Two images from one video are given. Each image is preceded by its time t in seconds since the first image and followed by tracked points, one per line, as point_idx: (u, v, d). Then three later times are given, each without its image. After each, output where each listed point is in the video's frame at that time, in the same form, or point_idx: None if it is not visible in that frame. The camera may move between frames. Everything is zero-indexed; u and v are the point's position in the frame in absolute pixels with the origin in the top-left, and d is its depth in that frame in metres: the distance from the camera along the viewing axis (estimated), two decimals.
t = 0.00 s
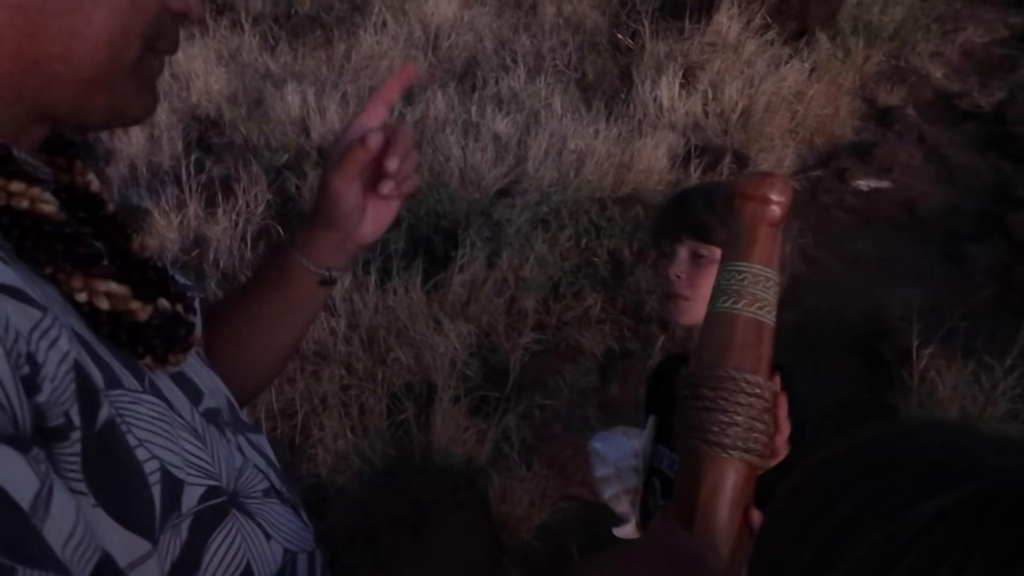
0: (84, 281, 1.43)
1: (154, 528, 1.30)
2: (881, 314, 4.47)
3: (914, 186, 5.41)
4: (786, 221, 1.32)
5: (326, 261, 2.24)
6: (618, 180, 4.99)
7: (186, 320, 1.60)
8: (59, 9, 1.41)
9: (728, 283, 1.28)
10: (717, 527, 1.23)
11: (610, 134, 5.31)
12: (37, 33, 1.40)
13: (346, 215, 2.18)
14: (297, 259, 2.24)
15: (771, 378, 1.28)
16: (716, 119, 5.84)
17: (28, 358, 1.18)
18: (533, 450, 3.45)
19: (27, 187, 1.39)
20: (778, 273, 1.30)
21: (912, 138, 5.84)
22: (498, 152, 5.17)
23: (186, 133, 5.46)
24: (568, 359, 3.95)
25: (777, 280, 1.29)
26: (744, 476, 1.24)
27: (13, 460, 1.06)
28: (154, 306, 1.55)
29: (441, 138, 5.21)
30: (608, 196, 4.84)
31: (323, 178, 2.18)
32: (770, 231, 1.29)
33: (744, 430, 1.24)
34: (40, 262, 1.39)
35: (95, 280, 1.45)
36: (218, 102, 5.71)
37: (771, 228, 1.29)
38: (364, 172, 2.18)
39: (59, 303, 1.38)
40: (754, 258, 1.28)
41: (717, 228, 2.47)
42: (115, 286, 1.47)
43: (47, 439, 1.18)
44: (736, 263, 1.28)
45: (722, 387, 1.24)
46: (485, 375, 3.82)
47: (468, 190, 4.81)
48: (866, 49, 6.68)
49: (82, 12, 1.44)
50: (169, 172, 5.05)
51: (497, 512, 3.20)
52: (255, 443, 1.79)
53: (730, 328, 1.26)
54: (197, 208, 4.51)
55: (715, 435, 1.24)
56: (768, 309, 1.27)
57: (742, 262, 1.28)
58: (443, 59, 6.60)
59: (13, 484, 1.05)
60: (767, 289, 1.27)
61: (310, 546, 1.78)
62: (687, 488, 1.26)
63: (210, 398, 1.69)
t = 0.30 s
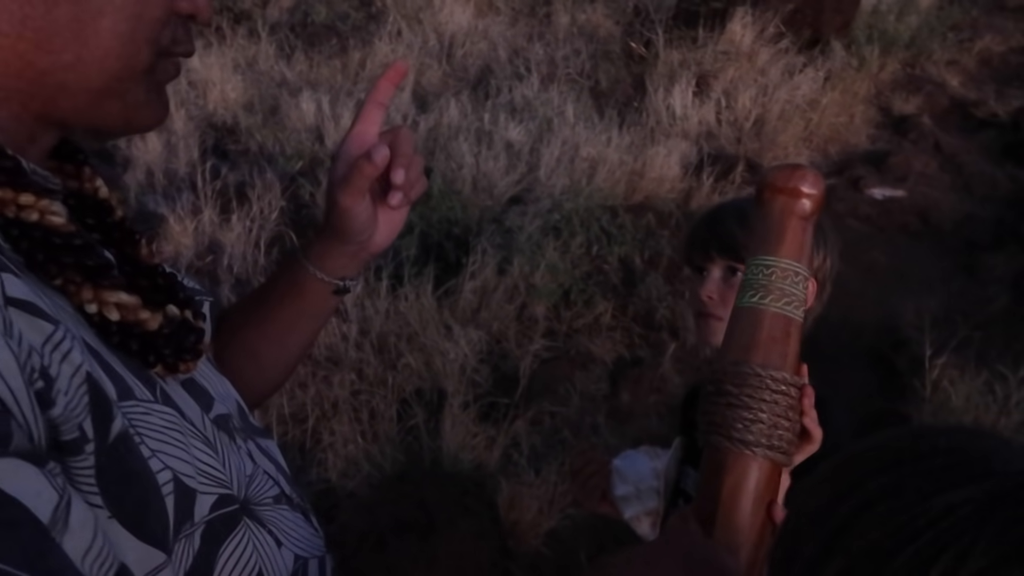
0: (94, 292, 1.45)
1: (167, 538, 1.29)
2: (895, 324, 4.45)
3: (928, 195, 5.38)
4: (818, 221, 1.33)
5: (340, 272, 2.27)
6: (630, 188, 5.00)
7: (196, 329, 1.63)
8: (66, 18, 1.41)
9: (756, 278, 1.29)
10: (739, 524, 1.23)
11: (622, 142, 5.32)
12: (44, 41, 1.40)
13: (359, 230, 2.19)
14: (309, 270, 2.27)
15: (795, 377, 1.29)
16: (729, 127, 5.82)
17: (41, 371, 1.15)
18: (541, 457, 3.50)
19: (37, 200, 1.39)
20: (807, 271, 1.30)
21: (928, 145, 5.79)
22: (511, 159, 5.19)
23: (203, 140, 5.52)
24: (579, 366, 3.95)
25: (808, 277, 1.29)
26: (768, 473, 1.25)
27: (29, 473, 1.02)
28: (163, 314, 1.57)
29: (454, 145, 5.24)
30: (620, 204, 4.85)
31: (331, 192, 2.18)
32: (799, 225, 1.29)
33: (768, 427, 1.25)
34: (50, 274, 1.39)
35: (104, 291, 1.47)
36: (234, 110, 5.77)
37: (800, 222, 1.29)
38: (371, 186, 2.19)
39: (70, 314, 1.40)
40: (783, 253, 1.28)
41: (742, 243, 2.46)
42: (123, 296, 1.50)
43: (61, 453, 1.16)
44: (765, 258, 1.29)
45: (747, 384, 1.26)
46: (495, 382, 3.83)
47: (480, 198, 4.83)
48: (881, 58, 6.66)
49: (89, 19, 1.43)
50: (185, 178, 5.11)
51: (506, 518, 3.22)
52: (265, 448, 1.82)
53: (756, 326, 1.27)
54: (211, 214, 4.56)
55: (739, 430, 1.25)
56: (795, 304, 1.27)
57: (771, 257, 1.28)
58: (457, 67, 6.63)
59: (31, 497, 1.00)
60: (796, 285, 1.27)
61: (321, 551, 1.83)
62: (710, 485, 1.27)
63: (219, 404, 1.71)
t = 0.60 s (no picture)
0: (110, 301, 1.47)
1: (182, 540, 1.31)
2: (908, 334, 4.42)
3: (942, 205, 5.35)
4: (818, 227, 1.36)
5: (340, 273, 2.30)
6: (640, 197, 5.01)
7: (207, 336, 1.66)
8: (86, 36, 1.43)
9: (758, 286, 1.32)
10: (742, 528, 1.28)
11: (633, 151, 5.34)
12: (65, 61, 1.42)
13: (354, 232, 2.22)
14: (314, 274, 2.29)
15: (797, 383, 1.33)
16: (741, 136, 5.81)
17: (62, 377, 1.16)
18: (549, 466, 3.50)
19: (57, 210, 1.39)
20: (807, 277, 1.34)
21: (942, 155, 5.77)
22: (522, 167, 5.21)
23: (217, 147, 5.57)
24: (588, 375, 3.96)
25: (807, 283, 1.32)
26: (769, 479, 1.29)
27: (53, 478, 1.02)
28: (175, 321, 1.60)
29: (465, 153, 5.27)
30: (631, 212, 4.86)
31: (325, 199, 2.22)
32: (800, 232, 1.33)
33: (769, 434, 1.29)
34: (68, 283, 1.41)
35: (120, 299, 1.49)
36: (248, 118, 5.82)
37: (801, 230, 1.33)
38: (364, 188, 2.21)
39: (88, 322, 1.42)
40: (783, 261, 1.32)
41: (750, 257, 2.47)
42: (139, 304, 1.52)
43: (82, 458, 1.16)
44: (765, 266, 1.32)
45: (748, 392, 1.30)
46: (503, 390, 3.84)
47: (491, 206, 4.85)
48: (894, 67, 6.64)
49: (107, 36, 1.46)
50: (199, 185, 5.16)
51: (513, 524, 3.23)
52: (274, 453, 1.83)
53: (757, 334, 1.31)
54: (224, 221, 4.60)
55: (741, 439, 1.29)
56: (795, 311, 1.31)
57: (771, 265, 1.32)
58: (470, 76, 6.66)
59: (53, 501, 1.00)
60: (796, 292, 1.31)
61: (328, 554, 1.84)
62: (714, 491, 1.31)
63: (230, 409, 1.73)
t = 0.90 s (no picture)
0: (110, 302, 1.48)
1: (176, 540, 1.32)
2: (908, 342, 4.42)
3: (942, 215, 5.35)
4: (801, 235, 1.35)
5: (344, 294, 2.30)
6: (640, 205, 5.02)
7: (205, 338, 1.66)
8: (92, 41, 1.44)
9: (740, 296, 1.32)
10: (724, 535, 1.30)
11: (634, 159, 5.35)
12: (73, 66, 1.43)
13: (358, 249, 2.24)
14: (311, 292, 2.30)
15: (778, 393, 1.33)
16: (741, 144, 5.81)
17: (58, 374, 1.17)
18: (545, 473, 3.49)
19: (61, 212, 1.39)
20: (788, 286, 1.33)
21: (942, 165, 5.78)
22: (522, 175, 5.22)
23: (219, 153, 5.60)
24: (587, 382, 3.95)
25: (787, 292, 1.32)
26: (750, 487, 1.29)
27: (45, 476, 1.02)
28: (174, 324, 1.60)
29: (466, 160, 5.28)
30: (630, 220, 4.87)
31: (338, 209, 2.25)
32: (781, 244, 1.33)
33: (751, 443, 1.29)
34: (69, 284, 1.43)
35: (119, 301, 1.50)
36: (250, 124, 5.84)
37: (782, 241, 1.32)
38: (378, 211, 2.25)
39: (87, 324, 1.43)
40: (764, 271, 1.31)
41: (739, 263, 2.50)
42: (138, 307, 1.53)
43: (78, 456, 1.19)
44: (748, 276, 1.32)
45: (729, 402, 1.30)
46: (501, 396, 3.84)
47: (490, 212, 4.86)
48: (895, 77, 6.65)
49: (114, 44, 1.47)
50: (200, 190, 5.18)
51: (509, 532, 3.23)
52: (270, 457, 1.84)
53: (740, 344, 1.31)
54: (225, 226, 4.61)
55: (723, 448, 1.29)
56: (776, 322, 1.31)
57: (753, 275, 1.32)
58: (472, 83, 6.67)
59: (45, 497, 1.01)
60: (778, 303, 1.31)
61: (322, 557, 1.85)
62: (697, 500, 1.32)
63: (226, 413, 1.74)
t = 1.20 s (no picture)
0: (100, 294, 1.47)
1: (157, 531, 1.31)
2: (898, 343, 4.45)
3: (933, 216, 5.37)
4: (761, 243, 1.44)
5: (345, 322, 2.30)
6: (633, 205, 5.03)
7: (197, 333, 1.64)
8: (91, 34, 1.44)
9: (705, 305, 1.39)
10: (699, 537, 1.31)
11: (627, 158, 5.35)
12: (70, 58, 1.43)
13: (366, 278, 2.25)
14: (314, 312, 2.30)
15: (746, 397, 1.36)
16: (735, 144, 5.80)
17: (42, 365, 1.17)
18: (537, 470, 3.52)
19: (53, 204, 1.39)
20: (751, 294, 1.41)
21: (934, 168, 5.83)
22: (516, 174, 5.22)
23: (211, 150, 5.57)
24: (579, 381, 3.97)
25: (751, 300, 1.39)
26: (720, 491, 1.32)
27: (24, 464, 1.04)
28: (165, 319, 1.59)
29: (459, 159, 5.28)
30: (623, 219, 4.88)
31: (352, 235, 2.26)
32: (743, 251, 1.41)
33: (720, 446, 1.32)
34: (60, 274, 1.42)
35: (110, 293, 1.48)
36: (243, 121, 5.82)
37: (742, 248, 1.41)
38: (391, 243, 2.25)
39: (76, 315, 1.42)
40: (727, 279, 1.39)
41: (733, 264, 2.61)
42: (128, 300, 1.51)
43: (62, 445, 1.18)
44: (713, 285, 1.40)
45: (697, 406, 1.33)
46: (494, 394, 3.85)
47: (483, 211, 4.86)
48: (888, 79, 6.68)
49: (111, 36, 1.46)
50: (192, 187, 5.16)
51: (502, 530, 3.28)
52: (260, 453, 1.83)
53: (706, 348, 1.36)
54: (217, 224, 4.60)
55: (692, 452, 1.32)
56: (740, 327, 1.37)
57: (717, 284, 1.40)
58: (465, 82, 6.67)
59: (24, 486, 1.03)
60: (740, 309, 1.38)
61: (310, 555, 1.84)
62: (670, 506, 1.34)
63: (217, 409, 1.73)
